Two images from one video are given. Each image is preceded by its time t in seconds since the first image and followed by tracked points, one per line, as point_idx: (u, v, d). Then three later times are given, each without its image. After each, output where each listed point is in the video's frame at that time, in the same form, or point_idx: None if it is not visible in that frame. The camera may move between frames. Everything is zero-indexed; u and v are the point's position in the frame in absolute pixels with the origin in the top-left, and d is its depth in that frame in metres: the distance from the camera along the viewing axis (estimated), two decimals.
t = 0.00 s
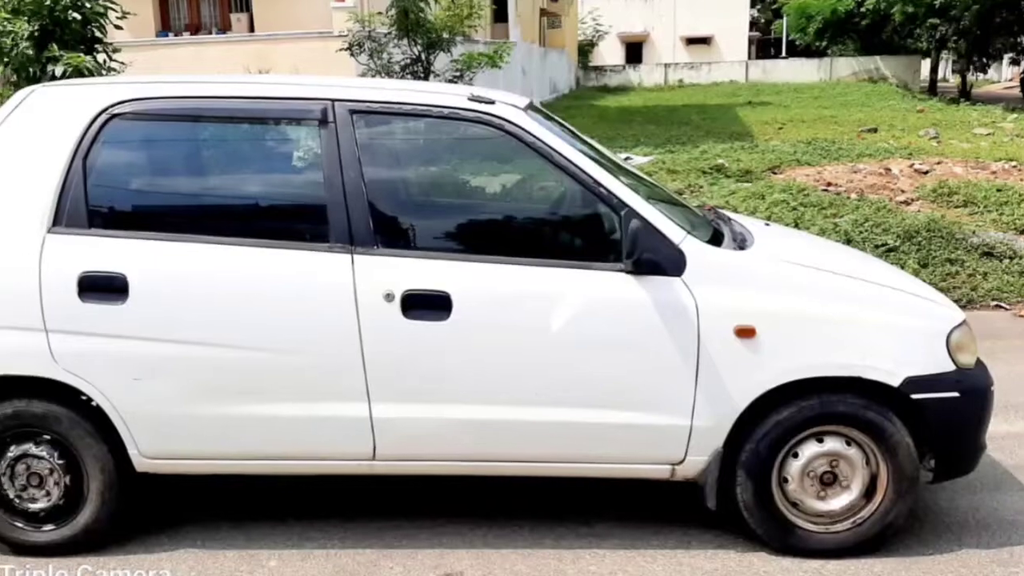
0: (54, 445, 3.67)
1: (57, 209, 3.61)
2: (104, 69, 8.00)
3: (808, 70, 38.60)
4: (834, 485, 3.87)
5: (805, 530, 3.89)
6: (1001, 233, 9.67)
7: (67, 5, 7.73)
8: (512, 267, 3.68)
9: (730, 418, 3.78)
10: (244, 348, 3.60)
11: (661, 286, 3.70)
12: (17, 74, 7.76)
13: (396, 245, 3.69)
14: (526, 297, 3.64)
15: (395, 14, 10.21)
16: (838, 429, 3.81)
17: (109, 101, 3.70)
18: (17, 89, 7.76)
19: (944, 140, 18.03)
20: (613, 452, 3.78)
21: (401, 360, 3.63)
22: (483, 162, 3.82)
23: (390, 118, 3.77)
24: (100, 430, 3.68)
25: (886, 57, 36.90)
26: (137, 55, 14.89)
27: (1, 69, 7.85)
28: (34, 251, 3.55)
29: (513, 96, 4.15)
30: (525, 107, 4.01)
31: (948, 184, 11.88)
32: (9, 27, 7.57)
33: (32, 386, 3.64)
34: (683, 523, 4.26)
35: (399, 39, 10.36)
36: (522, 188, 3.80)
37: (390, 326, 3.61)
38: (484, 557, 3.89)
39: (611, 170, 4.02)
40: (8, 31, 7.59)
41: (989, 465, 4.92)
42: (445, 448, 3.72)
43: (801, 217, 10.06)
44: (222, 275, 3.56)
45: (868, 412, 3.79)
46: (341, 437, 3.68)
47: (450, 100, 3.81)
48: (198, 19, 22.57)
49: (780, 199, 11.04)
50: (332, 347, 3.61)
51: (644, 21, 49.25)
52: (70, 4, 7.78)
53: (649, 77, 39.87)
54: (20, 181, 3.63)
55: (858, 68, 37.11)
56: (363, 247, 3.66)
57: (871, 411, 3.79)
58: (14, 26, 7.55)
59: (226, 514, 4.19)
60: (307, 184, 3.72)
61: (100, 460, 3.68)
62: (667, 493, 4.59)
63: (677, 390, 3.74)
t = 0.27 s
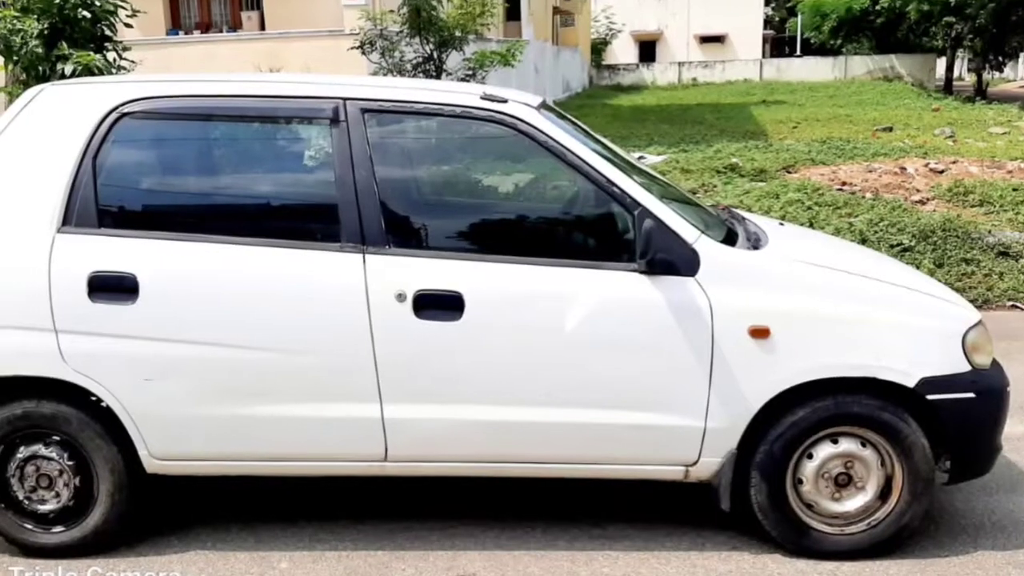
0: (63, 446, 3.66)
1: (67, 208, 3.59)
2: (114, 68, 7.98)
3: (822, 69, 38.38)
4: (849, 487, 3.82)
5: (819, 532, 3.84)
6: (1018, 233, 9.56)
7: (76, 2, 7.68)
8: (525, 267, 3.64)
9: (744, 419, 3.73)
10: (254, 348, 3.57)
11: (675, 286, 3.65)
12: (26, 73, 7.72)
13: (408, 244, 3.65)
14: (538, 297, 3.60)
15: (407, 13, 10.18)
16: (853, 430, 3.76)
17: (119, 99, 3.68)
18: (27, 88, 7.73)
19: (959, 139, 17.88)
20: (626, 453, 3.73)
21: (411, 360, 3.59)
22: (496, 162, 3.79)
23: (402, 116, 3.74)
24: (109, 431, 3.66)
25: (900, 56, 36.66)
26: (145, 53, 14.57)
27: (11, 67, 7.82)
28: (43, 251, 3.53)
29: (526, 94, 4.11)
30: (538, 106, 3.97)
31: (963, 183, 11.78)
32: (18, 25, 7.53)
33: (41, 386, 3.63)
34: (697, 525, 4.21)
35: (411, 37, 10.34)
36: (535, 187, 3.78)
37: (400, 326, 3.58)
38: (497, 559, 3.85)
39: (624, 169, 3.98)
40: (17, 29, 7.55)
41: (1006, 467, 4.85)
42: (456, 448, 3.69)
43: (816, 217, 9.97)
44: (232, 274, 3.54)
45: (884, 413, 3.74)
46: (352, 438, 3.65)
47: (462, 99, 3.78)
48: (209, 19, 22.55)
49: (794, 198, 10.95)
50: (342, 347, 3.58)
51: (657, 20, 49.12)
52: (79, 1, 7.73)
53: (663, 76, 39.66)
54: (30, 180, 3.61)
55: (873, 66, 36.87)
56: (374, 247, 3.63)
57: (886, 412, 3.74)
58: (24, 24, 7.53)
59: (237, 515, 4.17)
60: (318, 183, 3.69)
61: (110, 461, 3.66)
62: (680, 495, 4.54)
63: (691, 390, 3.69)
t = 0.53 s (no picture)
0: (73, 447, 3.64)
1: (77, 207, 3.57)
2: (124, 66, 7.97)
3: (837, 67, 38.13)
4: (864, 488, 3.77)
5: (834, 533, 3.78)
6: None
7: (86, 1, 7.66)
8: (537, 266, 3.60)
9: (758, 419, 3.68)
10: (265, 348, 3.55)
11: (689, 286, 3.61)
12: (35, 72, 7.71)
13: (420, 244, 3.62)
14: (550, 297, 3.56)
15: (419, 11, 10.15)
16: (868, 431, 3.71)
17: (129, 98, 3.67)
18: (36, 87, 7.72)
19: (975, 138, 17.71)
20: (639, 454, 3.69)
21: (422, 360, 3.56)
22: (509, 161, 3.75)
23: (414, 115, 3.71)
24: (119, 432, 3.64)
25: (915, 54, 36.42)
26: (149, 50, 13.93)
27: (22, 66, 7.83)
28: (53, 250, 3.51)
29: (538, 93, 4.07)
30: (550, 104, 3.93)
31: (979, 183, 11.68)
32: (27, 24, 7.51)
33: (51, 387, 3.61)
34: (711, 526, 4.16)
35: (423, 35, 10.31)
36: (547, 186, 3.74)
37: (411, 325, 3.55)
38: (509, 561, 3.82)
39: (638, 168, 3.94)
40: (26, 28, 7.52)
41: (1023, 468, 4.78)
42: (468, 449, 3.65)
43: (831, 217, 9.88)
44: (243, 274, 3.52)
45: (899, 414, 3.68)
46: (362, 438, 3.62)
47: (474, 98, 3.75)
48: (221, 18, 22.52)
49: (809, 198, 10.88)
50: (353, 348, 3.55)
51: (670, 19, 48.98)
52: None
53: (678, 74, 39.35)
54: (39, 179, 3.59)
55: (888, 64, 36.64)
56: (386, 247, 3.60)
57: (902, 413, 3.69)
58: (33, 23, 7.51)
59: (247, 517, 4.15)
60: (330, 182, 3.66)
61: (119, 462, 3.64)
62: (693, 496, 4.49)
63: (704, 391, 3.65)
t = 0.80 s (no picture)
0: (82, 448, 3.63)
1: (86, 207, 3.55)
2: (135, 65, 7.98)
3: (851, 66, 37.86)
4: (879, 489, 3.72)
5: (848, 534, 3.73)
6: None
7: None
8: (549, 266, 3.57)
9: (773, 420, 3.63)
10: (274, 348, 3.52)
11: (702, 286, 3.57)
12: (45, 70, 7.72)
13: (432, 244, 3.59)
14: (562, 297, 3.53)
15: (431, 9, 10.14)
16: (883, 432, 3.66)
17: (139, 97, 3.65)
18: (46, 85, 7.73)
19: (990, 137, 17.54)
20: (652, 455, 3.65)
21: (433, 360, 3.53)
22: (522, 160, 3.72)
23: (425, 114, 3.68)
24: (129, 433, 3.63)
25: (930, 53, 36.18)
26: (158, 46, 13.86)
27: (31, 64, 7.85)
28: (63, 250, 3.49)
29: (551, 91, 4.04)
30: (563, 103, 3.89)
31: (994, 182, 11.57)
32: (37, 22, 7.54)
33: (61, 387, 3.60)
34: (725, 528, 4.11)
35: (435, 33, 10.29)
36: (560, 186, 3.70)
37: (423, 325, 3.51)
38: (522, 562, 3.78)
39: (651, 167, 3.90)
40: (35, 26, 7.55)
41: None
42: (480, 450, 3.62)
43: (846, 216, 9.79)
44: (254, 274, 3.49)
45: (914, 415, 3.63)
46: (373, 439, 3.60)
47: (487, 96, 3.71)
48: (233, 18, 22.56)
49: (823, 197, 10.80)
50: (363, 347, 3.52)
51: (683, 18, 48.83)
52: None
53: (691, 73, 39.13)
54: (49, 179, 3.57)
55: (903, 63, 36.40)
56: (398, 246, 3.57)
57: (916, 414, 3.64)
58: (42, 20, 7.53)
59: (257, 518, 4.13)
60: (342, 182, 3.64)
61: (129, 463, 3.62)
62: (707, 497, 4.44)
63: (718, 392, 3.60)
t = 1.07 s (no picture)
0: (92, 449, 3.61)
1: (96, 206, 3.54)
2: (144, 63, 7.99)
3: (866, 64, 37.56)
4: (893, 491, 3.67)
5: (863, 536, 3.68)
6: None
7: None
8: (561, 266, 3.53)
9: (788, 422, 3.59)
10: (285, 349, 3.50)
11: (716, 286, 3.52)
12: (55, 69, 7.74)
13: (444, 244, 3.56)
14: (574, 297, 3.49)
15: (442, 7, 10.12)
16: (898, 433, 3.61)
17: (149, 96, 3.63)
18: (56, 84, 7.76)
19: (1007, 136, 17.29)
20: (666, 456, 3.61)
21: (444, 360, 3.50)
22: (534, 159, 3.69)
23: (437, 113, 3.65)
24: (138, 434, 3.61)
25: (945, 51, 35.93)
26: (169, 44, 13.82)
27: (41, 63, 7.87)
28: (72, 250, 3.48)
29: (563, 90, 4.00)
30: (576, 102, 3.86)
31: (1011, 181, 11.44)
32: (46, 20, 7.57)
33: (71, 388, 3.58)
34: (739, 529, 4.07)
35: (447, 32, 10.27)
36: (572, 185, 3.69)
37: (434, 326, 3.48)
38: (534, 564, 3.75)
39: (665, 167, 3.85)
40: (45, 24, 7.59)
41: None
42: (491, 451, 3.59)
43: (861, 216, 9.71)
44: (264, 274, 3.47)
45: (929, 415, 3.58)
46: (384, 440, 3.57)
47: (499, 95, 3.68)
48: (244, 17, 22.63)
49: (837, 197, 10.72)
50: (374, 348, 3.50)
51: (696, 17, 48.66)
52: None
53: (704, 72, 38.94)
54: (59, 178, 3.56)
55: (918, 61, 36.16)
56: (410, 246, 3.54)
57: (931, 415, 3.58)
58: (52, 19, 7.57)
59: (267, 520, 4.11)
60: (353, 181, 3.61)
61: (139, 464, 3.60)
62: (720, 498, 4.40)
63: (732, 392, 3.56)
